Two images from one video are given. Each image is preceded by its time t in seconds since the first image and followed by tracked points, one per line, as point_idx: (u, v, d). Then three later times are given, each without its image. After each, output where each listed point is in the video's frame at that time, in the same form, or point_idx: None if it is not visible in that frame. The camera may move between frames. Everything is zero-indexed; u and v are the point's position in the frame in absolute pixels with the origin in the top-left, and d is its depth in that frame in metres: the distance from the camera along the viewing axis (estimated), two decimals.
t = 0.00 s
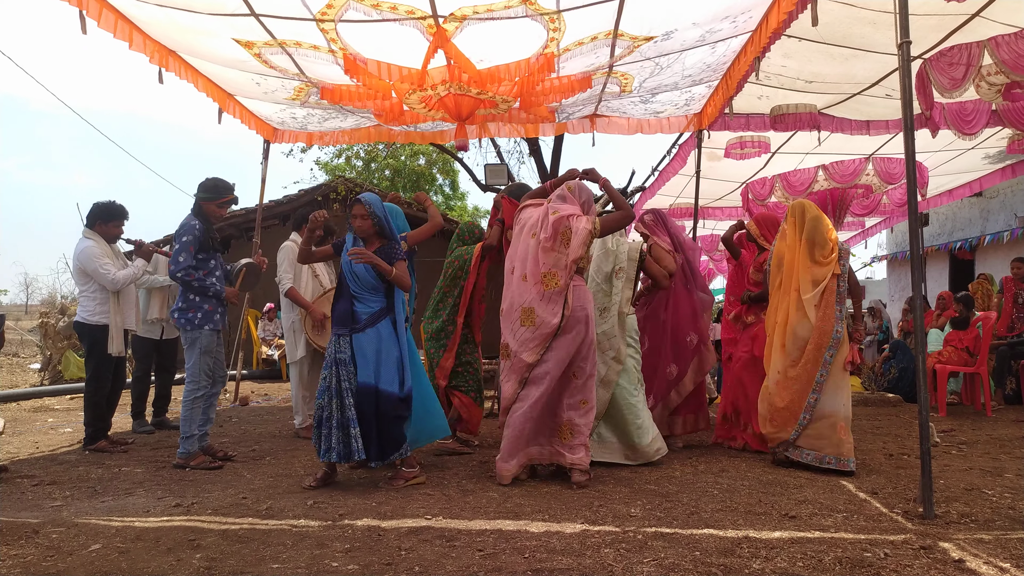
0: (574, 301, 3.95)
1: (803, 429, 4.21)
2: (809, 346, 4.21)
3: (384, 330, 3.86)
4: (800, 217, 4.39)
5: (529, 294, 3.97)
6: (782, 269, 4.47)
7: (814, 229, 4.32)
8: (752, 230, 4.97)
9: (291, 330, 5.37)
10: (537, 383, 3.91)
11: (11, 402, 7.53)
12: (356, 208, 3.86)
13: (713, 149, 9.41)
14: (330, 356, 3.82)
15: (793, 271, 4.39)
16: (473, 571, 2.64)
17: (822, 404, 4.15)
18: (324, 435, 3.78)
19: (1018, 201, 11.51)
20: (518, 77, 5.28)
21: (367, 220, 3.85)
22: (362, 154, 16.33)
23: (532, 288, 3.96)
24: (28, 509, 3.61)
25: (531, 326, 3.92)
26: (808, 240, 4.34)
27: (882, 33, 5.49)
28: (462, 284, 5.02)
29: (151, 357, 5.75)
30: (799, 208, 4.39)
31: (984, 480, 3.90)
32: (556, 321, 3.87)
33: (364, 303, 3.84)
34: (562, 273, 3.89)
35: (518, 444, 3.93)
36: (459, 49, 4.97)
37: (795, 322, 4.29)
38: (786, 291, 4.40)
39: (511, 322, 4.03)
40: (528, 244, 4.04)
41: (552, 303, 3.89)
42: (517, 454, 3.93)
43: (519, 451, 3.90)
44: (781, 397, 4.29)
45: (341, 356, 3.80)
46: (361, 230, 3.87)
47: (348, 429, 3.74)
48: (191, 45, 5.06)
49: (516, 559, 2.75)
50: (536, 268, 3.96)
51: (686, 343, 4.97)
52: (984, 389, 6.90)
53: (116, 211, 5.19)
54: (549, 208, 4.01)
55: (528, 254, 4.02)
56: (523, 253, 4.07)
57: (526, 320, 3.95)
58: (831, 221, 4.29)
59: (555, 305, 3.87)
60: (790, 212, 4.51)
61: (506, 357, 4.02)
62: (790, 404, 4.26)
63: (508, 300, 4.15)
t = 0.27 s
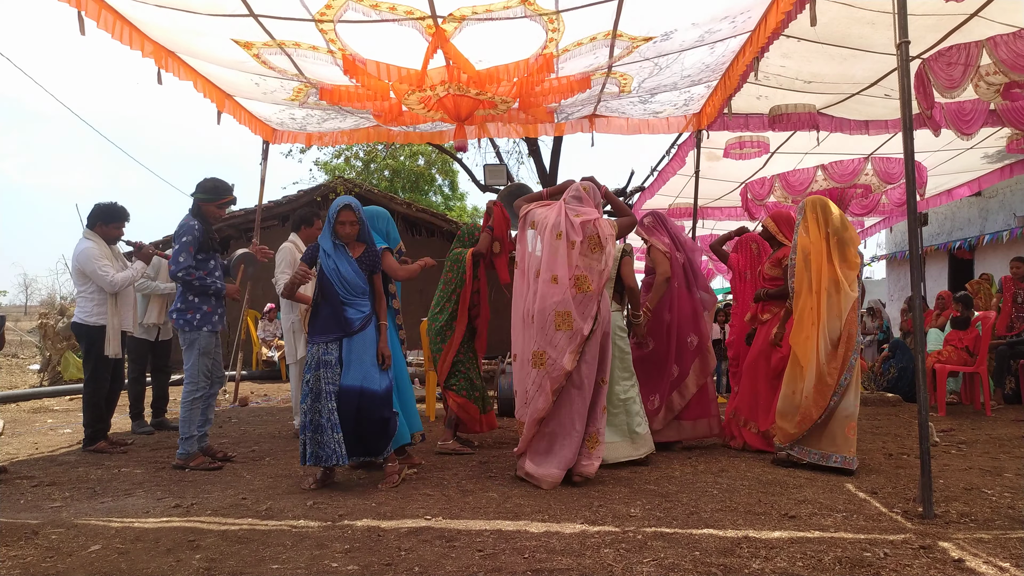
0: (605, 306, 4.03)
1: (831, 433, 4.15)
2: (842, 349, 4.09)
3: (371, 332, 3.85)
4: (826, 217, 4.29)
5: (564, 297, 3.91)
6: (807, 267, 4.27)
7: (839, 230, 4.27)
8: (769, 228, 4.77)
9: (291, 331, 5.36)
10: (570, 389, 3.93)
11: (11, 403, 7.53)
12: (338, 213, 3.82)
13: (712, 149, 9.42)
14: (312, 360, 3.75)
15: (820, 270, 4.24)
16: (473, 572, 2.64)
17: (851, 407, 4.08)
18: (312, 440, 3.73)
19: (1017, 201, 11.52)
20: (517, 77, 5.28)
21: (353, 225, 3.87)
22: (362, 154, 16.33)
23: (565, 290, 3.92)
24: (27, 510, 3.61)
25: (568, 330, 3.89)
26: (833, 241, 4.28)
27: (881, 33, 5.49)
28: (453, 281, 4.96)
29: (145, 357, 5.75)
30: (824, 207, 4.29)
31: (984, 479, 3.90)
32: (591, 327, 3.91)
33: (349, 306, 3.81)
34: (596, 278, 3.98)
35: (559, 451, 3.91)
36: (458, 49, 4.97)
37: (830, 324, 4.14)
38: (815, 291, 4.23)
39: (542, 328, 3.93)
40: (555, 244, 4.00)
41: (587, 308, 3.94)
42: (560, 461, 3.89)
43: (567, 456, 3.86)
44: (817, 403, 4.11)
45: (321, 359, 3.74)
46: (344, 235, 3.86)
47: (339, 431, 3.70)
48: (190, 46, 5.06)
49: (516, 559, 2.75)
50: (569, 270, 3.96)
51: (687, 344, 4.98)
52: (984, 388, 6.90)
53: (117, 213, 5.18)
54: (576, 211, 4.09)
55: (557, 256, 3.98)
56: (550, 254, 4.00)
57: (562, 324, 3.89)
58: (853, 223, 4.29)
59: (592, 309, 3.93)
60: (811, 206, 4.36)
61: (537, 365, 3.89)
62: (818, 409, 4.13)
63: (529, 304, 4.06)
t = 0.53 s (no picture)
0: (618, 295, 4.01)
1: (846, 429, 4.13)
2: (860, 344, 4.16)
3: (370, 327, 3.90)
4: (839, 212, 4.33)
5: (582, 284, 3.88)
6: (825, 257, 4.21)
7: (849, 225, 4.32)
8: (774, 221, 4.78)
9: (290, 331, 5.36)
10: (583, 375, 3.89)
11: (10, 402, 7.53)
12: (338, 209, 3.75)
13: (712, 149, 9.42)
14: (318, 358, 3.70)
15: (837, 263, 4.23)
16: (472, 572, 2.64)
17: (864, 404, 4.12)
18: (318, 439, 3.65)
19: (1017, 201, 11.52)
20: (517, 77, 5.28)
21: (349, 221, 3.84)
22: (362, 154, 16.33)
23: (584, 278, 3.90)
24: (27, 509, 3.61)
25: (585, 317, 3.84)
26: (844, 234, 4.32)
27: (881, 33, 5.49)
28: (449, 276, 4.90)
29: (140, 358, 5.75)
30: (836, 200, 4.30)
31: (983, 479, 3.90)
32: (608, 315, 3.88)
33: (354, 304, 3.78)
34: (611, 267, 3.99)
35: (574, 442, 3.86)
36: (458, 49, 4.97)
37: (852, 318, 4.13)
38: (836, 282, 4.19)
39: (558, 315, 3.86)
40: (573, 233, 3.98)
41: (603, 296, 3.93)
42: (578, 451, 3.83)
43: (588, 451, 3.79)
44: (841, 399, 4.09)
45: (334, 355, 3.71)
46: (343, 231, 3.82)
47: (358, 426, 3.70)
48: (190, 45, 5.06)
49: (515, 559, 2.75)
50: (588, 259, 3.95)
51: (676, 348, 4.93)
52: (983, 389, 6.90)
53: (120, 213, 5.19)
54: (588, 201, 4.13)
55: (576, 244, 3.96)
56: (568, 241, 3.97)
57: (581, 311, 3.84)
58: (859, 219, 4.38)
59: (609, 297, 3.91)
60: (823, 199, 4.30)
61: (550, 351, 3.83)
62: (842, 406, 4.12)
63: (539, 291, 3.99)
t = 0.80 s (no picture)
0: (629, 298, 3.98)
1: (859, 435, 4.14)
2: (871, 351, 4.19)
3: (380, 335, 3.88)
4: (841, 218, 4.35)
5: (593, 286, 3.86)
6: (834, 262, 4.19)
7: (849, 232, 4.37)
8: (774, 224, 4.69)
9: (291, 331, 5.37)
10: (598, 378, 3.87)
11: (12, 400, 7.53)
12: (358, 217, 3.74)
13: (714, 149, 9.41)
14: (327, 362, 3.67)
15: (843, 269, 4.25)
16: (473, 571, 2.64)
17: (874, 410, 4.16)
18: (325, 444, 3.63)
19: (1019, 201, 11.50)
20: (519, 76, 5.27)
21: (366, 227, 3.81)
22: (364, 153, 16.34)
23: (595, 280, 3.88)
24: (28, 507, 3.62)
25: (596, 320, 3.83)
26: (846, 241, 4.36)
27: (884, 33, 5.48)
28: (448, 280, 4.91)
29: (142, 357, 5.75)
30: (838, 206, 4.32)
31: (985, 480, 3.90)
32: (618, 318, 3.85)
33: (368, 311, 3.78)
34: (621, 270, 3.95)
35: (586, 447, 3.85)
36: (460, 48, 4.97)
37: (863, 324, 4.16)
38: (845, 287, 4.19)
39: (568, 318, 3.85)
40: (583, 236, 3.96)
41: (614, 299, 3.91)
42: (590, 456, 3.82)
43: (600, 455, 3.79)
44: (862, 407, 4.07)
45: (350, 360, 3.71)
46: (360, 240, 3.80)
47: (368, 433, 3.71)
48: (193, 44, 5.06)
49: (516, 559, 2.76)
50: (598, 261, 3.94)
51: (658, 353, 4.80)
52: (985, 389, 6.89)
53: (124, 213, 5.20)
54: (596, 204, 4.11)
55: (586, 248, 3.95)
56: (578, 243, 3.95)
57: (591, 314, 3.83)
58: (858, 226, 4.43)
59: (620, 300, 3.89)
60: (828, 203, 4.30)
61: (562, 353, 3.83)
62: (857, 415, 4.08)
63: (546, 293, 3.95)
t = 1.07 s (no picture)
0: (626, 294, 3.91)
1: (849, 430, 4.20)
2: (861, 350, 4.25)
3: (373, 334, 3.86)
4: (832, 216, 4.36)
5: (589, 282, 3.78)
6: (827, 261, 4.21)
7: (841, 229, 4.37)
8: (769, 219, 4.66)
9: (291, 330, 5.37)
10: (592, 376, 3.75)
11: (13, 402, 7.53)
12: (363, 212, 3.74)
13: (713, 148, 9.41)
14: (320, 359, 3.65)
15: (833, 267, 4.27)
16: (475, 570, 2.64)
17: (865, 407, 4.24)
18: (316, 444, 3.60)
19: (1019, 199, 11.50)
20: (518, 75, 5.26)
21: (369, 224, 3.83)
22: (364, 153, 16.36)
23: (591, 277, 3.80)
24: (31, 508, 3.62)
25: (590, 317, 3.75)
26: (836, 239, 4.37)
27: (883, 32, 5.49)
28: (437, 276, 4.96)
29: (147, 358, 5.73)
30: (830, 204, 4.33)
31: (986, 477, 3.90)
32: (613, 316, 3.77)
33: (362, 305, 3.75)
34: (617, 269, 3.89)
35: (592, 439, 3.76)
36: (459, 47, 4.97)
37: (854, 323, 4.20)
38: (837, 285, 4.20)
39: (563, 313, 3.76)
40: (581, 233, 3.88)
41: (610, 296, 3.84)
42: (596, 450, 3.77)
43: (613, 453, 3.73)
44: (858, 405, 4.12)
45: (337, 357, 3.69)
46: (361, 235, 3.78)
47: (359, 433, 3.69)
48: (192, 45, 5.07)
49: (518, 557, 2.76)
50: (595, 258, 3.87)
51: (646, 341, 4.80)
52: (986, 387, 6.90)
53: (122, 213, 5.20)
54: (596, 200, 4.04)
55: (584, 244, 3.86)
56: (576, 238, 3.86)
57: (586, 310, 3.75)
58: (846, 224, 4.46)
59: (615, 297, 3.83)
60: (822, 199, 4.28)
61: (556, 348, 3.73)
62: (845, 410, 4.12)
63: (541, 288, 3.86)
